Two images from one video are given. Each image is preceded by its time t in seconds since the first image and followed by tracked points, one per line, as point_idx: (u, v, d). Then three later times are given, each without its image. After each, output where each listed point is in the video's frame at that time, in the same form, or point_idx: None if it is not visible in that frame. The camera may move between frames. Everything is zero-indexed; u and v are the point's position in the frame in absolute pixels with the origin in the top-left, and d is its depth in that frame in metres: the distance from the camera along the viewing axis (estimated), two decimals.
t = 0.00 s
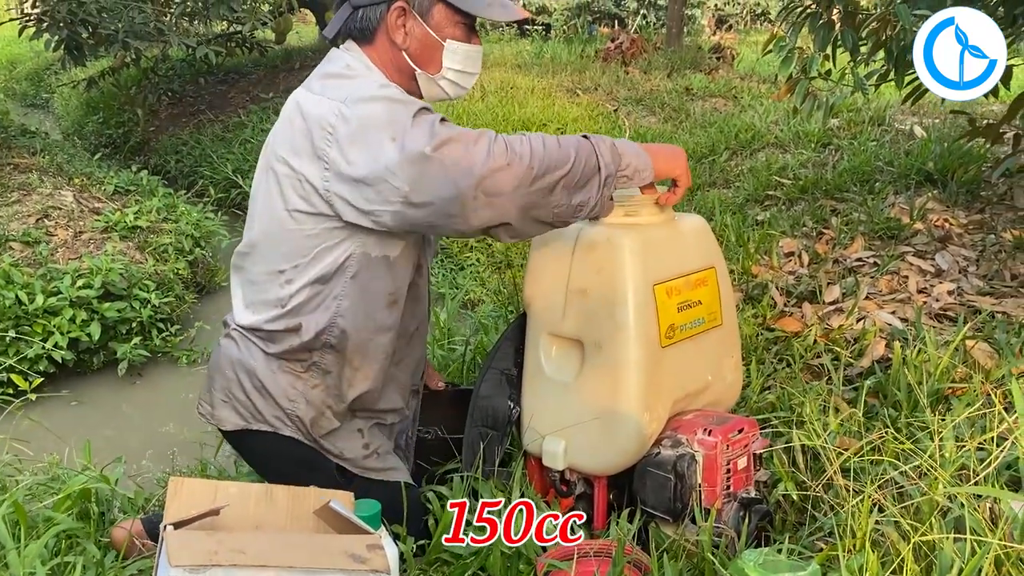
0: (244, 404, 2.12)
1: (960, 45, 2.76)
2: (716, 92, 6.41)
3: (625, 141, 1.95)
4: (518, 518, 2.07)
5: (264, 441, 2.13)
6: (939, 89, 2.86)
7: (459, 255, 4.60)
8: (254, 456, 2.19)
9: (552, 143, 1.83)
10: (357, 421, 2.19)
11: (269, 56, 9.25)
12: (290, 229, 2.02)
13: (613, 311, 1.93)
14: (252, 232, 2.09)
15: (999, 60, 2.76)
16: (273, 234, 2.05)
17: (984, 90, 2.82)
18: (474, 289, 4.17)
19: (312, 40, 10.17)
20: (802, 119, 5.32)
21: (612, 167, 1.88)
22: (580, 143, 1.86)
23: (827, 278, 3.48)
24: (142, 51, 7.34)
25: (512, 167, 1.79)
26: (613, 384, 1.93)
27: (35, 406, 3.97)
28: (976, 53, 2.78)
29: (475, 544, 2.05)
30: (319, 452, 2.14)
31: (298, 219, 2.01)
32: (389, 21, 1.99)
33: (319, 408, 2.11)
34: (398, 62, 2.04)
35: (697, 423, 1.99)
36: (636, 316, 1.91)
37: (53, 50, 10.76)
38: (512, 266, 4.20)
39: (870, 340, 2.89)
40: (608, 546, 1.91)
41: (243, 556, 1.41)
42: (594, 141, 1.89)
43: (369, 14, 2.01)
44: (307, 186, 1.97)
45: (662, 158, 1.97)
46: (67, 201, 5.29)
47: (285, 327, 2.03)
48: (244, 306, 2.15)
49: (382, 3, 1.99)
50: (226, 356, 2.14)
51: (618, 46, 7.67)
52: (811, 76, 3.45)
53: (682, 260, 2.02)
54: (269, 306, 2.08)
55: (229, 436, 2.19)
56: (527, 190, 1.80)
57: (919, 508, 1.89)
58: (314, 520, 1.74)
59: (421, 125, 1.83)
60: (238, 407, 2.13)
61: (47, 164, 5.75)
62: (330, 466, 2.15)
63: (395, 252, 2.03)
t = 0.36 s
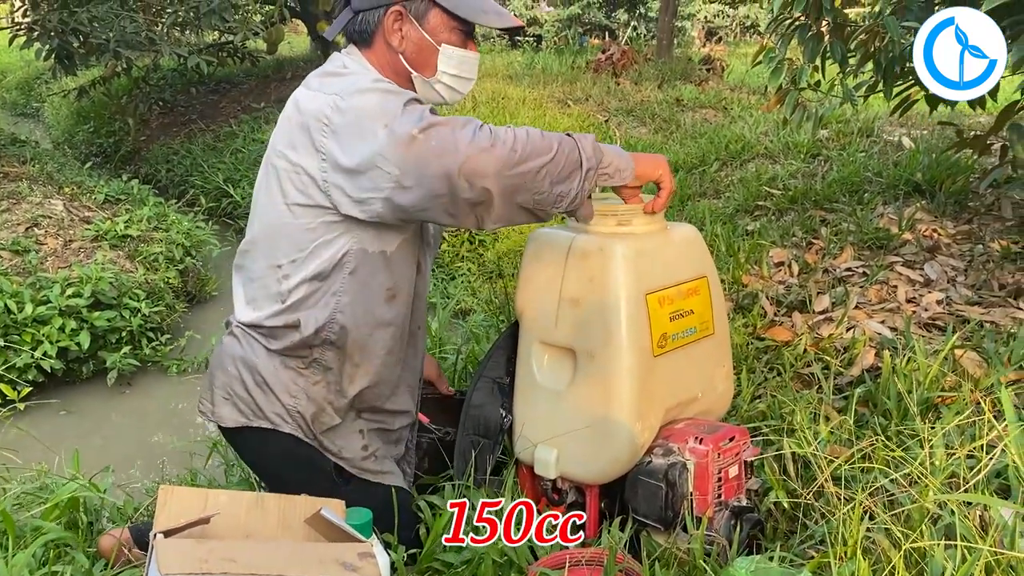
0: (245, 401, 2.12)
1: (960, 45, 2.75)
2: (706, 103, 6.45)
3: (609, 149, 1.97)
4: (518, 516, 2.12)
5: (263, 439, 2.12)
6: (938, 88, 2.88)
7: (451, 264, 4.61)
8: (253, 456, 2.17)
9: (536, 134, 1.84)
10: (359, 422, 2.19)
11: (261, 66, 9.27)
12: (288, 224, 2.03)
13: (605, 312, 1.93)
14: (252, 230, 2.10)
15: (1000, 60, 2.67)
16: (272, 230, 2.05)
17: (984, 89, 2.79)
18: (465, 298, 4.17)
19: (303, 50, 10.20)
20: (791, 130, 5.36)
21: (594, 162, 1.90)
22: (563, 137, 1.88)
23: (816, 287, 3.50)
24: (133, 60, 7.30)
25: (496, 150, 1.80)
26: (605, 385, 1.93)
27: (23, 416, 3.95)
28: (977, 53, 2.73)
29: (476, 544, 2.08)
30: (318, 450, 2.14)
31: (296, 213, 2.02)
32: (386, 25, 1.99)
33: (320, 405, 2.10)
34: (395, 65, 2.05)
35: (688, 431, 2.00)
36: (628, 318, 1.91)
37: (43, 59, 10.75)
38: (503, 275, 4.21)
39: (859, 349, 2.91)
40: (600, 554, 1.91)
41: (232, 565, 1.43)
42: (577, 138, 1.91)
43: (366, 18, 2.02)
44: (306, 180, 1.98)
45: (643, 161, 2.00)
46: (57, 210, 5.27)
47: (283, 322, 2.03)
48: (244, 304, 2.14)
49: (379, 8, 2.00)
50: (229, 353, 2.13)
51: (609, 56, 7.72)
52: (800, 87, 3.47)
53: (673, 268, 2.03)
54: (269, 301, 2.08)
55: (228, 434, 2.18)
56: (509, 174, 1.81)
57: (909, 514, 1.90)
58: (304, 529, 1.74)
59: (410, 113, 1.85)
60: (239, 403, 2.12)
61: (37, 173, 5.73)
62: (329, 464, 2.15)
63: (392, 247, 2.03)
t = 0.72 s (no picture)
0: (244, 401, 2.11)
1: (960, 45, 2.46)
2: (698, 112, 6.48)
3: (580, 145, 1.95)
4: (518, 517, 2.12)
5: (261, 440, 2.11)
6: (938, 90, 2.56)
7: (443, 271, 4.61)
8: (251, 457, 2.16)
9: (496, 156, 1.82)
10: (357, 426, 2.20)
11: (254, 73, 9.28)
12: (283, 225, 2.03)
13: (596, 320, 1.93)
14: (252, 230, 2.12)
15: (1001, 61, 2.37)
16: (268, 231, 2.06)
17: (984, 92, 2.45)
18: (458, 305, 4.17)
19: (296, 57, 10.21)
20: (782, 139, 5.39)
21: (558, 174, 1.88)
22: (524, 153, 1.86)
23: (808, 295, 3.51)
24: (125, 67, 7.28)
25: (450, 184, 1.77)
26: (594, 393, 1.93)
27: (12, 423, 3.93)
28: (976, 54, 2.43)
29: (475, 543, 2.14)
30: (317, 452, 2.13)
31: (290, 215, 2.02)
32: (385, 30, 2.00)
33: (319, 406, 2.10)
34: (393, 70, 2.05)
35: (680, 439, 2.00)
36: (619, 325, 1.91)
37: (35, 66, 10.72)
38: (496, 283, 4.22)
39: (851, 357, 2.92)
40: (592, 562, 1.91)
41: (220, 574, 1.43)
42: (542, 149, 1.89)
43: (365, 23, 2.02)
44: (301, 183, 1.99)
45: (613, 156, 1.98)
46: (48, 216, 5.23)
47: (274, 327, 2.02)
48: (242, 303, 2.15)
49: (378, 13, 2.00)
50: (230, 353, 2.13)
51: (602, 65, 7.75)
52: (792, 96, 3.48)
53: (664, 276, 2.03)
54: (265, 300, 2.08)
55: (226, 435, 2.17)
56: (465, 206, 1.79)
57: (900, 522, 1.91)
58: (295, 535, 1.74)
59: (388, 132, 1.84)
60: (238, 403, 2.12)
61: (28, 180, 5.71)
62: (326, 467, 2.14)
63: (385, 254, 2.02)
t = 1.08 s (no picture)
0: (242, 406, 2.10)
1: (960, 46, 2.41)
2: (693, 119, 6.50)
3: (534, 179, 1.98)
4: (518, 518, 2.13)
5: (258, 445, 2.10)
6: (939, 91, 2.51)
7: (438, 278, 4.61)
8: (247, 464, 2.15)
9: (462, 162, 1.82)
10: (353, 433, 2.20)
11: (248, 79, 9.28)
12: (276, 232, 2.02)
13: (589, 327, 1.93)
14: (247, 236, 2.12)
15: (1001, 60, 2.32)
16: (262, 237, 2.06)
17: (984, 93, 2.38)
18: (453, 312, 4.17)
19: (292, 64, 10.21)
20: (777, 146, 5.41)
21: (518, 198, 1.90)
22: (490, 169, 1.87)
23: (802, 303, 3.52)
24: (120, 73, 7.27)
25: (416, 176, 1.77)
26: (588, 402, 1.94)
27: (4, 431, 3.91)
28: (977, 53, 2.37)
29: (476, 543, 2.19)
30: (314, 458, 2.13)
31: (281, 222, 2.01)
32: (384, 40, 2.00)
33: (316, 412, 2.10)
34: (393, 80, 2.05)
35: (674, 448, 2.00)
36: (610, 332, 1.92)
37: (29, 72, 10.70)
38: (491, 290, 4.22)
39: (845, 365, 2.92)
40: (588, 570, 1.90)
41: None
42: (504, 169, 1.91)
43: (365, 33, 2.02)
44: (294, 188, 1.99)
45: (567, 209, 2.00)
46: (41, 223, 5.21)
47: (265, 336, 2.02)
48: (237, 308, 2.14)
49: (378, 23, 2.00)
50: (228, 358, 2.12)
51: (596, 72, 7.77)
52: (786, 104, 3.48)
53: (657, 284, 2.03)
54: (259, 306, 2.08)
55: (223, 440, 2.16)
56: (430, 200, 1.79)
57: (893, 532, 1.91)
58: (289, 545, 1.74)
59: (373, 132, 1.84)
60: (236, 408, 2.11)
61: (22, 186, 5.69)
62: (323, 473, 2.14)
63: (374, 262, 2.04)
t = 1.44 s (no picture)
0: (244, 408, 2.10)
1: (959, 46, 2.36)
2: (690, 124, 6.51)
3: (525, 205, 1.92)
4: (519, 517, 2.12)
5: (259, 448, 2.10)
6: (938, 90, 2.45)
7: (436, 282, 4.62)
8: (247, 467, 2.15)
9: (457, 206, 1.79)
10: (354, 437, 2.21)
11: (247, 83, 9.29)
12: (278, 240, 2.03)
13: (588, 335, 1.93)
14: (251, 242, 2.13)
15: (1001, 60, 2.27)
16: (265, 243, 2.07)
17: (984, 93, 2.33)
18: (451, 316, 4.17)
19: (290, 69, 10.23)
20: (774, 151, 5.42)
21: (510, 238, 1.86)
22: (485, 207, 1.84)
23: (800, 307, 3.52)
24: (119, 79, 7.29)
25: (406, 222, 1.74)
26: (586, 406, 1.93)
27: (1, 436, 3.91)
28: (977, 53, 2.32)
29: (476, 543, 2.19)
30: (315, 462, 2.12)
31: (283, 231, 2.02)
32: (392, 47, 2.01)
33: (318, 416, 2.10)
34: (399, 87, 2.06)
35: (672, 452, 2.00)
36: (609, 342, 1.91)
37: (28, 77, 10.72)
38: (489, 294, 4.22)
39: (843, 369, 2.92)
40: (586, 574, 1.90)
41: None
42: (502, 207, 1.87)
43: (372, 40, 2.03)
44: (296, 200, 1.99)
45: (561, 217, 1.94)
46: (39, 228, 5.20)
47: (264, 344, 2.03)
48: (239, 312, 2.15)
49: (385, 31, 2.01)
50: (230, 360, 2.12)
51: (594, 77, 7.79)
52: (783, 109, 3.48)
53: (654, 288, 2.03)
54: (261, 312, 2.09)
55: (223, 443, 2.16)
56: (417, 244, 1.76)
57: (891, 536, 1.91)
58: (287, 551, 1.73)
59: (371, 163, 1.82)
60: (238, 410, 2.11)
61: (20, 191, 5.68)
62: (324, 476, 2.13)
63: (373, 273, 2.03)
